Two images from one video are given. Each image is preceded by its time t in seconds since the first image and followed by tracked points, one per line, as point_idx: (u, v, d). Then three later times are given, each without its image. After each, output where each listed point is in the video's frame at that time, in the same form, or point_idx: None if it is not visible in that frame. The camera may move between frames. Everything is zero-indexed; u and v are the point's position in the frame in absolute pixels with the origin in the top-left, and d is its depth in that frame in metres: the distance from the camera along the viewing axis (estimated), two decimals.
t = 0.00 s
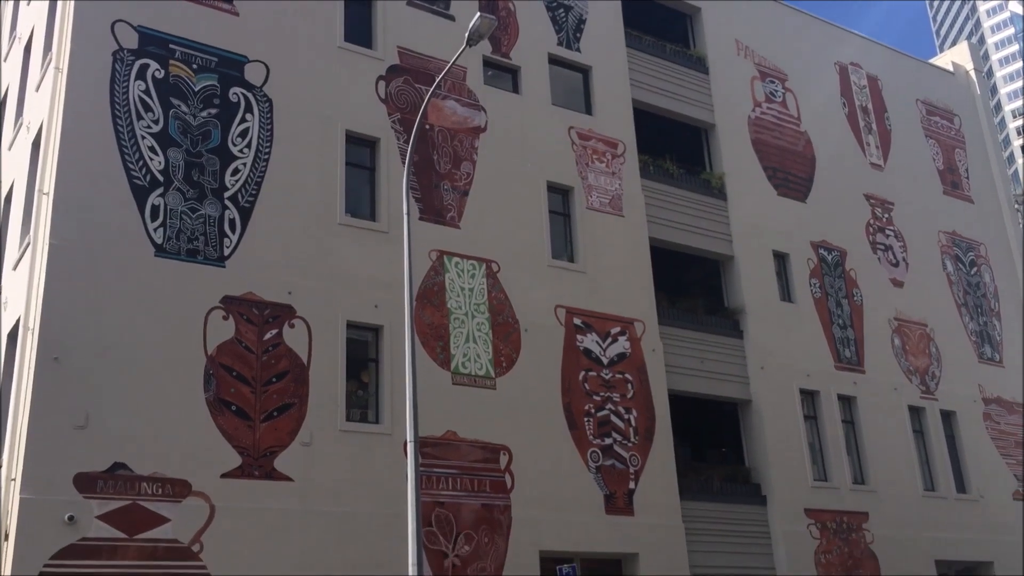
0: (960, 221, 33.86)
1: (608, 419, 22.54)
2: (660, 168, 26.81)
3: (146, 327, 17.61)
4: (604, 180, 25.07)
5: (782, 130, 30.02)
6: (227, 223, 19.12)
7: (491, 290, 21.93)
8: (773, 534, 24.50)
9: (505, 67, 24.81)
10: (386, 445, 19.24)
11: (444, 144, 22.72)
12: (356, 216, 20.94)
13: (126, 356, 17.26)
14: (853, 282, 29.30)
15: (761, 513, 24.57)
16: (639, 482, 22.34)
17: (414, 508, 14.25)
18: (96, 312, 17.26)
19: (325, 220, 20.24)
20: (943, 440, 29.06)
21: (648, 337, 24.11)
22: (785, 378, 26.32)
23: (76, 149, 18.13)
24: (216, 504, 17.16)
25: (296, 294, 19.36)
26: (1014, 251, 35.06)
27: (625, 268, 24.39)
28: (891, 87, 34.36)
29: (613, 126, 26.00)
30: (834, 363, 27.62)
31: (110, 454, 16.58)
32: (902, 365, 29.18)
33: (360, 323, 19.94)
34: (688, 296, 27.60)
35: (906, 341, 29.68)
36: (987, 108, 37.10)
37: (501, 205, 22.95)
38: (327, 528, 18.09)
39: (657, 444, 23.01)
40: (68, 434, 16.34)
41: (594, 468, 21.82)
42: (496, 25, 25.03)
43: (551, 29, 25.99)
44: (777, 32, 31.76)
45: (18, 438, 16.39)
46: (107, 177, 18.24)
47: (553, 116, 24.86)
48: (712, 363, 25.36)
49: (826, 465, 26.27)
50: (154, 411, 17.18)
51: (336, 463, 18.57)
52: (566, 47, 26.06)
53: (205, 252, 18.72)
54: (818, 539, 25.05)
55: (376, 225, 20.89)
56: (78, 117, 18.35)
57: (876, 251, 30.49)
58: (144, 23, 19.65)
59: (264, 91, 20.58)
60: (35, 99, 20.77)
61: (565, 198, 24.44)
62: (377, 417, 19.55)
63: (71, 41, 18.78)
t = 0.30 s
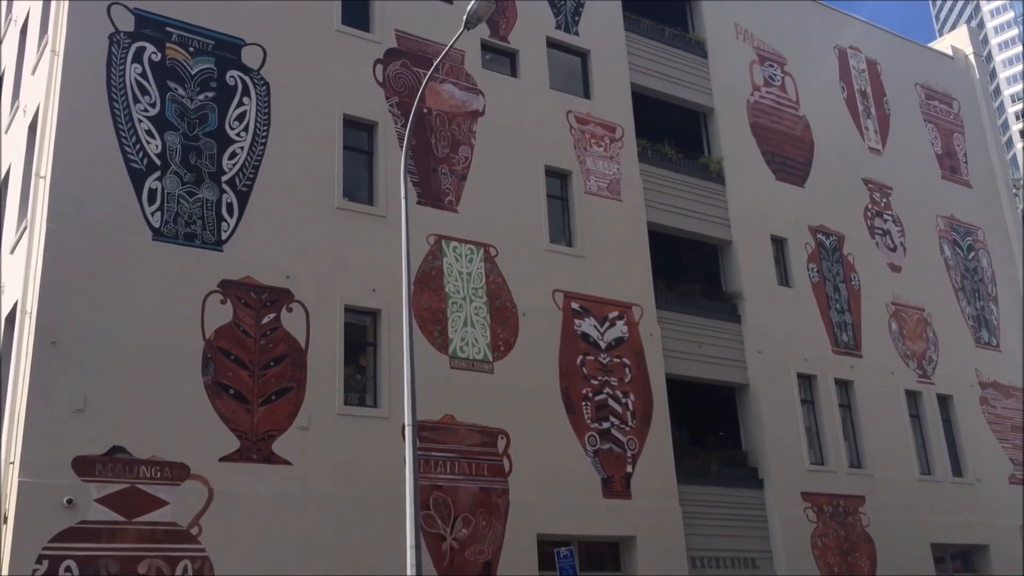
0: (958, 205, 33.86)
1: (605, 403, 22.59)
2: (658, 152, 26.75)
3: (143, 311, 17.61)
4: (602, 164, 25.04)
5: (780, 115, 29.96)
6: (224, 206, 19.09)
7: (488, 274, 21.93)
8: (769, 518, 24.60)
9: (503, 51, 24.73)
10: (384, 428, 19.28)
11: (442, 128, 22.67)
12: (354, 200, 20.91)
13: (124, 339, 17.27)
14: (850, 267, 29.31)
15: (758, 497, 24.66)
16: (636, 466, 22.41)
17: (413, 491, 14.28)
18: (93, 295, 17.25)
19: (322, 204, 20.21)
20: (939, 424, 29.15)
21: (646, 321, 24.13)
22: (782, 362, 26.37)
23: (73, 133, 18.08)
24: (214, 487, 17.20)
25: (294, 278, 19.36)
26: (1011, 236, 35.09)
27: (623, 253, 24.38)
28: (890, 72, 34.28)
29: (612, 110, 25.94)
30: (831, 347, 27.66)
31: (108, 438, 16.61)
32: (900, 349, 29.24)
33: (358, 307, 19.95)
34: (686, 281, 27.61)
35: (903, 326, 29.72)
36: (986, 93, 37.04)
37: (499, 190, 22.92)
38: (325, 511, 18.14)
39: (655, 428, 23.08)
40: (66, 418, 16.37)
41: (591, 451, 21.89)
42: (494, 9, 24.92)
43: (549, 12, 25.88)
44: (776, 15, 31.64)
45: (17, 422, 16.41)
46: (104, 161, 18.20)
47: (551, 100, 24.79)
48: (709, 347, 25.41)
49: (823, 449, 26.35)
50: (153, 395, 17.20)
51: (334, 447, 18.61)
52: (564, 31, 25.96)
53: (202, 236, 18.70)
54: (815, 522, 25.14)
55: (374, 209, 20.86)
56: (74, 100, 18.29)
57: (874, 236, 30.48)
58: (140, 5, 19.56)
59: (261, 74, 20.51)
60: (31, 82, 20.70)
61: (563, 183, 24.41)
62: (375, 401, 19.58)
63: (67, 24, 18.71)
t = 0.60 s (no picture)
0: (954, 195, 33.87)
1: (602, 392, 22.62)
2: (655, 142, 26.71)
3: (139, 301, 17.58)
4: (599, 154, 25.01)
5: (777, 104, 29.93)
6: (220, 196, 19.05)
7: (485, 264, 21.93)
8: (765, 506, 24.68)
9: (499, 40, 24.66)
10: (380, 418, 19.30)
11: (438, 117, 22.62)
12: (350, 190, 20.88)
13: (120, 329, 17.25)
14: (847, 257, 29.33)
15: (754, 486, 24.73)
16: (633, 455, 22.46)
17: (409, 481, 14.26)
18: (89, 285, 17.22)
19: (318, 194, 20.17)
20: (934, 413, 29.23)
21: (642, 311, 24.14)
22: (778, 352, 26.41)
23: (67, 122, 18.01)
24: (211, 477, 17.22)
25: (290, 268, 19.34)
26: (1007, 226, 35.13)
27: (619, 243, 24.37)
28: (887, 61, 34.24)
29: (608, 99, 25.89)
30: (827, 336, 27.70)
31: (104, 428, 16.61)
32: (895, 338, 29.29)
33: (354, 297, 19.94)
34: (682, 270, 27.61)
35: (899, 315, 29.76)
36: (983, 82, 37.03)
37: (495, 180, 22.90)
38: (321, 501, 18.16)
39: (651, 417, 23.12)
40: (62, 408, 16.36)
41: (587, 441, 21.92)
42: None
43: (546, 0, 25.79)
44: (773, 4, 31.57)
45: (13, 411, 16.41)
46: (99, 151, 18.15)
47: (547, 90, 24.74)
48: (705, 337, 25.44)
49: (819, 438, 26.42)
50: (149, 385, 17.19)
51: (330, 436, 18.62)
52: (561, 20, 25.87)
53: (198, 226, 18.67)
54: (810, 511, 25.22)
55: (370, 199, 20.83)
56: (69, 90, 18.22)
57: (870, 226, 30.50)
58: None
59: (256, 63, 20.44)
60: (26, 71, 20.62)
61: (559, 172, 24.38)
62: (372, 391, 19.60)
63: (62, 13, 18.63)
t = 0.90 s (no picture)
0: (945, 186, 33.97)
1: (595, 382, 22.70)
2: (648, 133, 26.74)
3: (133, 291, 17.59)
4: (592, 144, 25.03)
5: (770, 96, 29.98)
6: (213, 186, 19.03)
7: (479, 255, 21.96)
8: (757, 496, 24.80)
9: (493, 31, 24.64)
10: (374, 408, 19.34)
11: (431, 108, 22.61)
12: (344, 181, 20.88)
13: (113, 319, 17.25)
14: (839, 248, 29.43)
15: (746, 476, 24.85)
16: (626, 445, 22.55)
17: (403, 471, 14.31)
18: (82, 275, 17.21)
19: (312, 185, 20.16)
20: (925, 403, 29.39)
21: (636, 302, 24.21)
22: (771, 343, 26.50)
23: (60, 112, 17.97)
24: (205, 467, 17.25)
25: (284, 259, 19.35)
26: (998, 217, 35.27)
27: (612, 234, 24.41)
28: (880, 52, 34.29)
29: (602, 90, 25.90)
30: (819, 326, 27.80)
31: (98, 418, 16.62)
32: (887, 329, 29.40)
33: (348, 287, 19.96)
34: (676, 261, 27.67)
35: (890, 306, 29.88)
36: (975, 74, 37.11)
37: (489, 170, 22.91)
38: (315, 490, 18.20)
39: (644, 408, 23.20)
40: (55, 398, 16.37)
41: (581, 431, 22.01)
42: None
43: None
44: None
45: (7, 401, 16.43)
46: (92, 141, 18.12)
47: (541, 80, 24.74)
48: (698, 328, 25.52)
49: (811, 428, 26.54)
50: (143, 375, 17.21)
51: (324, 426, 18.67)
52: (554, 10, 25.84)
53: (192, 217, 18.66)
54: (802, 500, 25.35)
55: (364, 190, 20.84)
56: (62, 80, 18.18)
57: (863, 217, 30.59)
58: None
59: (250, 53, 20.40)
60: (18, 60, 20.55)
61: (553, 163, 24.41)
62: (366, 381, 19.64)
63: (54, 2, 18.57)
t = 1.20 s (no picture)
0: (938, 174, 34.02)
1: (587, 369, 22.74)
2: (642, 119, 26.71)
3: (124, 278, 17.54)
4: (585, 131, 25.01)
5: (763, 83, 29.96)
6: (205, 173, 18.97)
7: (471, 242, 21.95)
8: (748, 482, 24.90)
9: (486, 17, 24.55)
10: (366, 394, 19.35)
11: (424, 94, 22.54)
12: (336, 167, 20.83)
13: (105, 306, 17.21)
14: (831, 235, 29.48)
15: (737, 462, 24.94)
16: (618, 431, 22.61)
17: (396, 457, 14.32)
18: (74, 262, 17.16)
19: (304, 171, 20.11)
20: (915, 389, 29.51)
21: (628, 289, 24.23)
22: (762, 330, 26.57)
23: (50, 98, 17.88)
24: (197, 454, 17.25)
25: (276, 245, 19.31)
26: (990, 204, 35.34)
27: (605, 221, 24.41)
28: (873, 39, 34.28)
29: (595, 77, 25.85)
30: (811, 313, 27.87)
31: (90, 404, 16.61)
32: (878, 316, 29.49)
33: (341, 274, 19.94)
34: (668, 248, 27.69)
35: (882, 293, 29.95)
36: (968, 61, 37.13)
37: (481, 157, 22.86)
38: (307, 476, 18.22)
39: (636, 394, 23.26)
40: (47, 384, 16.36)
41: (573, 417, 22.06)
42: None
43: None
44: None
45: None
46: (83, 127, 18.05)
47: (534, 67, 24.67)
48: (691, 314, 25.55)
49: (802, 415, 26.64)
50: (135, 361, 17.18)
51: (317, 413, 18.67)
52: None
53: (184, 203, 18.60)
54: (793, 486, 25.46)
55: (356, 176, 20.79)
56: (52, 66, 18.08)
57: (855, 204, 30.63)
58: None
59: (241, 39, 20.30)
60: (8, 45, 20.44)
61: (546, 150, 24.37)
62: (358, 368, 19.65)
63: None
